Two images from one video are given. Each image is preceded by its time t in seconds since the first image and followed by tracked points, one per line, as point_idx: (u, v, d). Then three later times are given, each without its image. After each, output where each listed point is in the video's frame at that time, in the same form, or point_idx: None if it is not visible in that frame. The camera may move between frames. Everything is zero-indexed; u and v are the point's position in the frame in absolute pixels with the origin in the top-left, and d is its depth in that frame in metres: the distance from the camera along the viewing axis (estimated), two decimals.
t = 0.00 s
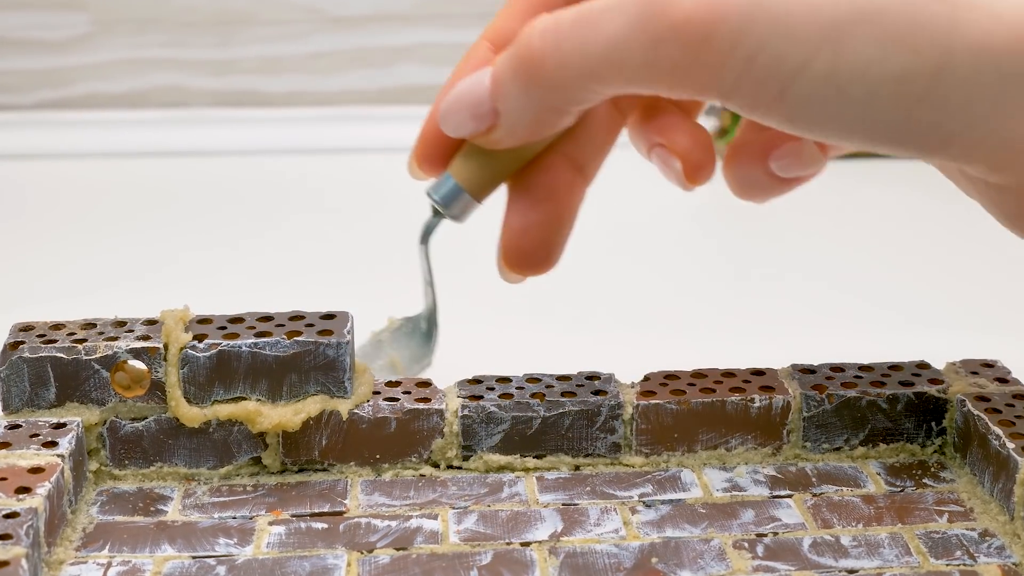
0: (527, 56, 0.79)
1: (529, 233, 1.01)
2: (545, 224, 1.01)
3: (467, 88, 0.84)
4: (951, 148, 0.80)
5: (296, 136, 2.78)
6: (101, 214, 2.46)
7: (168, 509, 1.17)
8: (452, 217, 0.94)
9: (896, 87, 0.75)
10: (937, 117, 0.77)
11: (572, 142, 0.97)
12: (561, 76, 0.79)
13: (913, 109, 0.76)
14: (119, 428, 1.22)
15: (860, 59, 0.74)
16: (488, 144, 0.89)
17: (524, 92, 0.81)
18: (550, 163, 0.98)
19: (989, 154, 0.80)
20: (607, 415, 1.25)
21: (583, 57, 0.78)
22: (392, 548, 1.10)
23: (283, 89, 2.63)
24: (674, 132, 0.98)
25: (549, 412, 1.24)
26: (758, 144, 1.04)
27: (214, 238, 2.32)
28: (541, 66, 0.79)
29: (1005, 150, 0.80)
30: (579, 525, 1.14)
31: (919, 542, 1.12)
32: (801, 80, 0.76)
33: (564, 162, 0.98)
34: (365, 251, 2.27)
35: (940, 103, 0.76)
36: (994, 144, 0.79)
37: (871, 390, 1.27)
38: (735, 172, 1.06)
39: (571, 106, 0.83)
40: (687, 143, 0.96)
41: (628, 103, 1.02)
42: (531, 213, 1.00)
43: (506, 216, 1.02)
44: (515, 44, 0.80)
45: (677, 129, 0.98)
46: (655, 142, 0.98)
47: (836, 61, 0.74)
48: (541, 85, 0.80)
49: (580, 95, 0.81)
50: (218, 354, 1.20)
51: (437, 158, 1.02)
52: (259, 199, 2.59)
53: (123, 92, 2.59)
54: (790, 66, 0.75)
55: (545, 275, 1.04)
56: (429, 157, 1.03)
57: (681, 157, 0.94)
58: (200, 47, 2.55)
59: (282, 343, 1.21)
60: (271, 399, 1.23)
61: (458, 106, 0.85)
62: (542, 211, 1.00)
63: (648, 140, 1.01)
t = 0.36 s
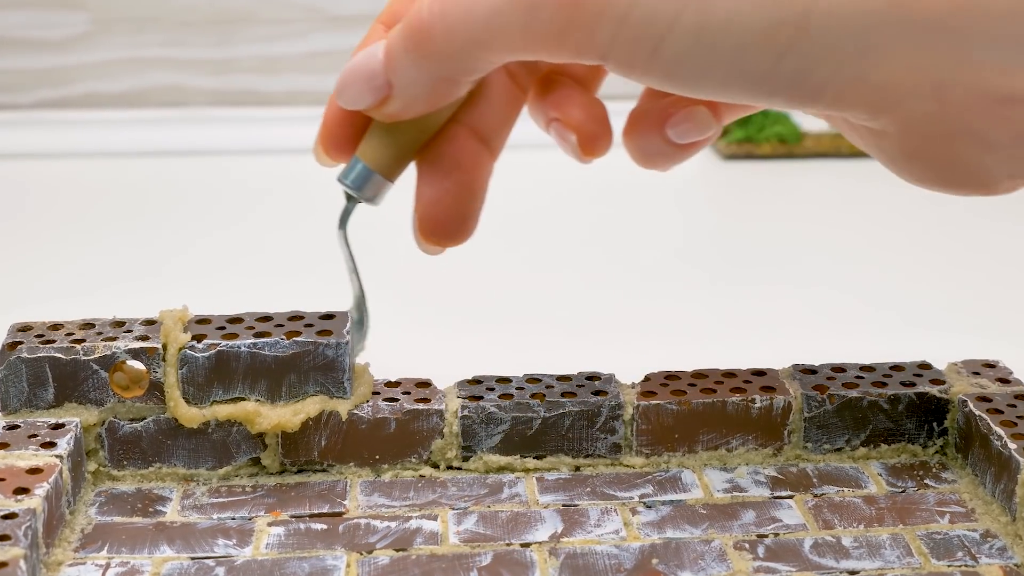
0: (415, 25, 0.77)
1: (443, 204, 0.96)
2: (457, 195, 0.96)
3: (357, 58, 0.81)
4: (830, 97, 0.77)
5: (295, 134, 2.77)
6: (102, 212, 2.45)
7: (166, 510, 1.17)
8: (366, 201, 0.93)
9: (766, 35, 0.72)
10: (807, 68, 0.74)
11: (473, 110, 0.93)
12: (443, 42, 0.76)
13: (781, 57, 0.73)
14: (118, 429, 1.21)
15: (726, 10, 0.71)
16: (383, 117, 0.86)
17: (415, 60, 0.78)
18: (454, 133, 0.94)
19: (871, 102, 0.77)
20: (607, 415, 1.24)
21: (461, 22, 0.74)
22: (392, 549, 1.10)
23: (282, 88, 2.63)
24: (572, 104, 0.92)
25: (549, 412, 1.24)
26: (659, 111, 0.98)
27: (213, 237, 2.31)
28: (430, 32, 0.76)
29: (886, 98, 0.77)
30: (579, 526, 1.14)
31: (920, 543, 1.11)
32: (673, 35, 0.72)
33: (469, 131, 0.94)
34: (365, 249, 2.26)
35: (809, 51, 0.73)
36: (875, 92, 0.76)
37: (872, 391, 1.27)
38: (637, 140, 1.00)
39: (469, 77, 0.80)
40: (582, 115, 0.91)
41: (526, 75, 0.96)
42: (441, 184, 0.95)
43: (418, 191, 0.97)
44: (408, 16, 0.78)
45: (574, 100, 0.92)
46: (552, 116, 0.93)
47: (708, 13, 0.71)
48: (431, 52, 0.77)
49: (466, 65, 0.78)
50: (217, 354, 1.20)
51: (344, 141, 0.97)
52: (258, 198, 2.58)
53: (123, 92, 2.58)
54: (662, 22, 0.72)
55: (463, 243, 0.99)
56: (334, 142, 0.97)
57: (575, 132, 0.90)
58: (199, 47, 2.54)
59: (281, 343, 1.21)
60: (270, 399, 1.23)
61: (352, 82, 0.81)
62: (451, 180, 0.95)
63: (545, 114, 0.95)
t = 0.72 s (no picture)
0: None
1: (422, 173, 1.00)
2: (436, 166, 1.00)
3: (357, 24, 0.89)
4: (817, 69, 0.86)
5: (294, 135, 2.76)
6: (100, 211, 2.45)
7: (165, 510, 1.16)
8: (341, 163, 0.93)
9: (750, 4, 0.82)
10: (796, 34, 0.83)
11: (462, 92, 1.00)
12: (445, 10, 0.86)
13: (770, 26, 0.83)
14: (116, 429, 1.21)
15: None
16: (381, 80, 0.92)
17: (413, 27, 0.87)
18: (439, 109, 1.00)
19: (852, 76, 0.87)
20: (607, 415, 1.24)
21: None
22: (391, 550, 1.09)
23: (281, 88, 2.63)
24: (556, 99, 1.02)
25: (549, 412, 1.23)
26: (642, 117, 1.08)
27: (213, 237, 2.31)
28: None
29: (865, 66, 0.86)
30: (579, 527, 1.14)
31: (922, 544, 1.11)
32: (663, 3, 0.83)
33: (453, 107, 1.00)
34: (363, 248, 2.25)
35: (798, 16, 0.82)
36: (856, 60, 0.86)
37: (873, 391, 1.26)
38: (619, 145, 1.10)
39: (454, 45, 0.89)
40: (566, 110, 1.01)
41: (519, 71, 1.05)
42: (421, 151, 0.99)
43: (394, 159, 1.01)
44: None
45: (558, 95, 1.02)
46: (538, 111, 1.03)
47: None
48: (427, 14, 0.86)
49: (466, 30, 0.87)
50: (215, 354, 1.20)
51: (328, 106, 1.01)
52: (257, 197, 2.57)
53: (121, 90, 2.58)
54: None
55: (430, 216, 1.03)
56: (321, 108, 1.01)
57: (559, 126, 1.00)
58: (199, 45, 2.54)
59: (281, 343, 1.20)
60: (270, 400, 1.22)
61: (350, 45, 0.89)
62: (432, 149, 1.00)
63: (530, 111, 1.05)
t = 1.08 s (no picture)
0: None
1: (454, 118, 0.86)
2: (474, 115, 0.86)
3: None
4: (882, 33, 0.73)
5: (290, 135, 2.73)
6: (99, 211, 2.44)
7: (164, 511, 1.16)
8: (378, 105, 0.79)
9: None
10: None
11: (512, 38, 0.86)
12: None
13: None
14: (115, 430, 1.21)
15: None
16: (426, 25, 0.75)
17: None
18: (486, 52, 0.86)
19: (919, 38, 0.75)
20: (608, 416, 1.24)
21: None
22: (391, 551, 1.09)
23: (280, 87, 2.62)
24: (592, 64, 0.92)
25: (549, 413, 1.23)
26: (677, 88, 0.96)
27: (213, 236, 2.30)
28: None
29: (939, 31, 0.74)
30: (579, 528, 1.13)
31: (923, 545, 1.10)
32: None
33: (500, 60, 0.86)
34: (363, 248, 2.25)
35: None
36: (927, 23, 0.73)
37: (875, 391, 1.26)
38: (656, 118, 0.98)
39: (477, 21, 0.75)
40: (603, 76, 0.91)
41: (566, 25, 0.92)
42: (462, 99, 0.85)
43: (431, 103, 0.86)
44: None
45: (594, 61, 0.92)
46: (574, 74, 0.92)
47: None
48: None
49: None
50: (214, 354, 1.19)
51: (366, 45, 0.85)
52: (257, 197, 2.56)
53: (120, 90, 2.57)
54: None
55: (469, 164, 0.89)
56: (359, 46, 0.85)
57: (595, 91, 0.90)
58: (198, 44, 2.54)
59: (280, 343, 1.20)
60: (269, 400, 1.22)
61: None
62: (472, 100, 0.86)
63: (568, 71, 0.94)
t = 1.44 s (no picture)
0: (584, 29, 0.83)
1: (485, 194, 1.06)
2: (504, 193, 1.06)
3: (503, 40, 0.86)
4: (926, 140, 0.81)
5: (287, 135, 2.69)
6: (96, 210, 2.44)
7: (163, 512, 1.15)
8: (436, 157, 0.94)
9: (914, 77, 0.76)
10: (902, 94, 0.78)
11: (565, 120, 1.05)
12: (610, 56, 0.83)
13: (964, 106, 0.78)
14: (114, 430, 1.20)
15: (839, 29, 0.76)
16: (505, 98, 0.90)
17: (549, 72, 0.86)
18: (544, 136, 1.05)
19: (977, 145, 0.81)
20: (608, 416, 1.23)
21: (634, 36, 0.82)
22: (391, 552, 1.09)
23: (280, 87, 2.61)
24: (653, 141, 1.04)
25: (550, 413, 1.23)
26: (745, 168, 1.04)
27: (212, 236, 2.29)
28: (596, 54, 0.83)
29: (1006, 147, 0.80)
30: (580, 529, 1.13)
31: (925, 546, 1.10)
32: (855, 67, 0.77)
33: (555, 137, 1.05)
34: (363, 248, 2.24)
35: (993, 103, 0.77)
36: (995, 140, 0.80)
37: (876, 392, 1.25)
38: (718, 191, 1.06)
39: (559, 108, 0.89)
40: (657, 155, 1.03)
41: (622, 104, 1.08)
42: (502, 172, 1.05)
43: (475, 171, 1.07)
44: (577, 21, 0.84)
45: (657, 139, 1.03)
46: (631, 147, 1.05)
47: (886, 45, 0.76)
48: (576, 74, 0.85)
49: (594, 90, 0.86)
50: (213, 354, 1.18)
51: (434, 94, 1.03)
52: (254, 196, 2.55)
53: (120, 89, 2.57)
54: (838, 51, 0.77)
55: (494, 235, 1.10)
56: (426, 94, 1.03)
57: (644, 169, 1.02)
58: (197, 43, 2.52)
59: (279, 343, 1.19)
60: (268, 400, 1.22)
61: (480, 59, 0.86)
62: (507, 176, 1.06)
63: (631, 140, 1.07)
